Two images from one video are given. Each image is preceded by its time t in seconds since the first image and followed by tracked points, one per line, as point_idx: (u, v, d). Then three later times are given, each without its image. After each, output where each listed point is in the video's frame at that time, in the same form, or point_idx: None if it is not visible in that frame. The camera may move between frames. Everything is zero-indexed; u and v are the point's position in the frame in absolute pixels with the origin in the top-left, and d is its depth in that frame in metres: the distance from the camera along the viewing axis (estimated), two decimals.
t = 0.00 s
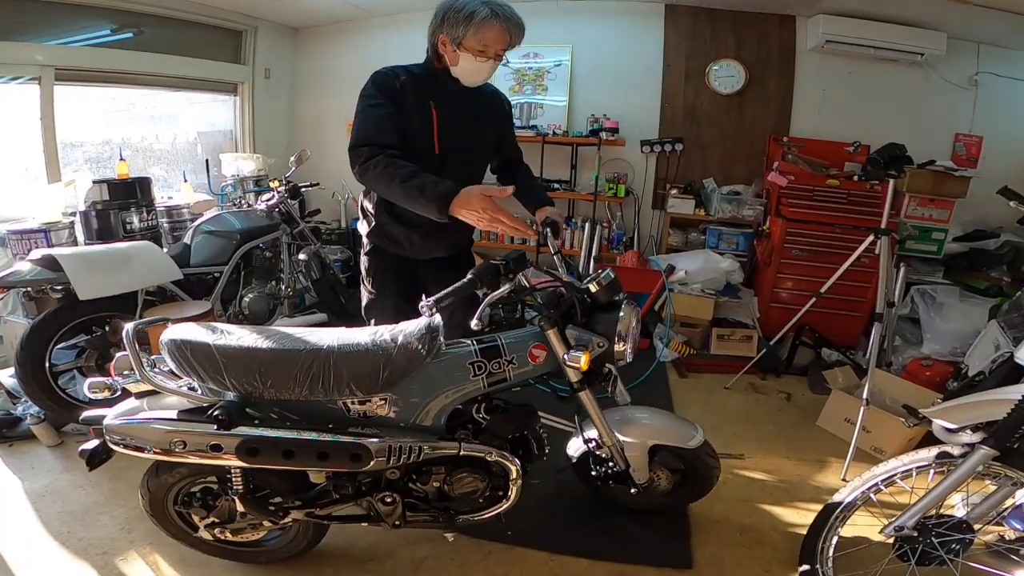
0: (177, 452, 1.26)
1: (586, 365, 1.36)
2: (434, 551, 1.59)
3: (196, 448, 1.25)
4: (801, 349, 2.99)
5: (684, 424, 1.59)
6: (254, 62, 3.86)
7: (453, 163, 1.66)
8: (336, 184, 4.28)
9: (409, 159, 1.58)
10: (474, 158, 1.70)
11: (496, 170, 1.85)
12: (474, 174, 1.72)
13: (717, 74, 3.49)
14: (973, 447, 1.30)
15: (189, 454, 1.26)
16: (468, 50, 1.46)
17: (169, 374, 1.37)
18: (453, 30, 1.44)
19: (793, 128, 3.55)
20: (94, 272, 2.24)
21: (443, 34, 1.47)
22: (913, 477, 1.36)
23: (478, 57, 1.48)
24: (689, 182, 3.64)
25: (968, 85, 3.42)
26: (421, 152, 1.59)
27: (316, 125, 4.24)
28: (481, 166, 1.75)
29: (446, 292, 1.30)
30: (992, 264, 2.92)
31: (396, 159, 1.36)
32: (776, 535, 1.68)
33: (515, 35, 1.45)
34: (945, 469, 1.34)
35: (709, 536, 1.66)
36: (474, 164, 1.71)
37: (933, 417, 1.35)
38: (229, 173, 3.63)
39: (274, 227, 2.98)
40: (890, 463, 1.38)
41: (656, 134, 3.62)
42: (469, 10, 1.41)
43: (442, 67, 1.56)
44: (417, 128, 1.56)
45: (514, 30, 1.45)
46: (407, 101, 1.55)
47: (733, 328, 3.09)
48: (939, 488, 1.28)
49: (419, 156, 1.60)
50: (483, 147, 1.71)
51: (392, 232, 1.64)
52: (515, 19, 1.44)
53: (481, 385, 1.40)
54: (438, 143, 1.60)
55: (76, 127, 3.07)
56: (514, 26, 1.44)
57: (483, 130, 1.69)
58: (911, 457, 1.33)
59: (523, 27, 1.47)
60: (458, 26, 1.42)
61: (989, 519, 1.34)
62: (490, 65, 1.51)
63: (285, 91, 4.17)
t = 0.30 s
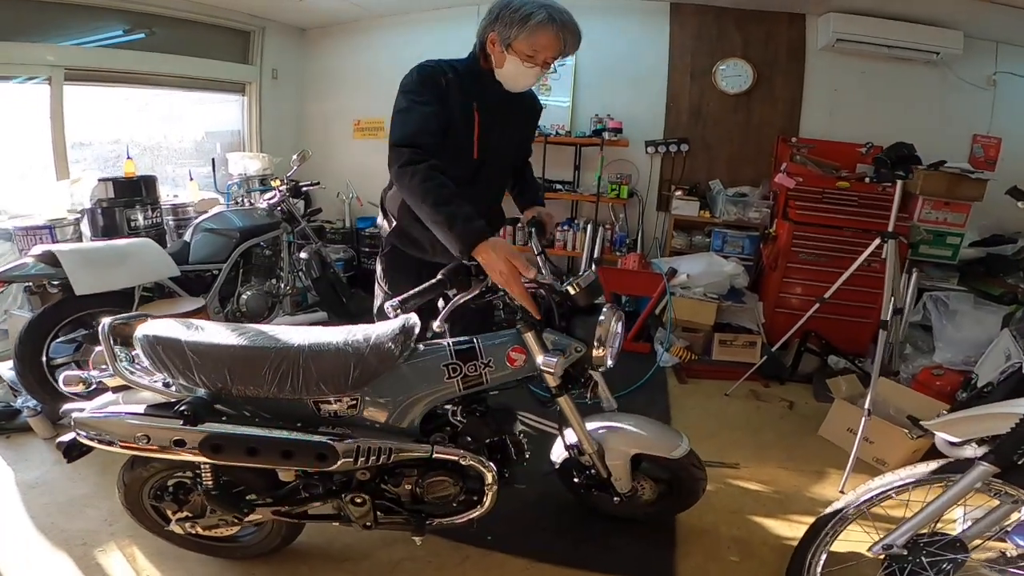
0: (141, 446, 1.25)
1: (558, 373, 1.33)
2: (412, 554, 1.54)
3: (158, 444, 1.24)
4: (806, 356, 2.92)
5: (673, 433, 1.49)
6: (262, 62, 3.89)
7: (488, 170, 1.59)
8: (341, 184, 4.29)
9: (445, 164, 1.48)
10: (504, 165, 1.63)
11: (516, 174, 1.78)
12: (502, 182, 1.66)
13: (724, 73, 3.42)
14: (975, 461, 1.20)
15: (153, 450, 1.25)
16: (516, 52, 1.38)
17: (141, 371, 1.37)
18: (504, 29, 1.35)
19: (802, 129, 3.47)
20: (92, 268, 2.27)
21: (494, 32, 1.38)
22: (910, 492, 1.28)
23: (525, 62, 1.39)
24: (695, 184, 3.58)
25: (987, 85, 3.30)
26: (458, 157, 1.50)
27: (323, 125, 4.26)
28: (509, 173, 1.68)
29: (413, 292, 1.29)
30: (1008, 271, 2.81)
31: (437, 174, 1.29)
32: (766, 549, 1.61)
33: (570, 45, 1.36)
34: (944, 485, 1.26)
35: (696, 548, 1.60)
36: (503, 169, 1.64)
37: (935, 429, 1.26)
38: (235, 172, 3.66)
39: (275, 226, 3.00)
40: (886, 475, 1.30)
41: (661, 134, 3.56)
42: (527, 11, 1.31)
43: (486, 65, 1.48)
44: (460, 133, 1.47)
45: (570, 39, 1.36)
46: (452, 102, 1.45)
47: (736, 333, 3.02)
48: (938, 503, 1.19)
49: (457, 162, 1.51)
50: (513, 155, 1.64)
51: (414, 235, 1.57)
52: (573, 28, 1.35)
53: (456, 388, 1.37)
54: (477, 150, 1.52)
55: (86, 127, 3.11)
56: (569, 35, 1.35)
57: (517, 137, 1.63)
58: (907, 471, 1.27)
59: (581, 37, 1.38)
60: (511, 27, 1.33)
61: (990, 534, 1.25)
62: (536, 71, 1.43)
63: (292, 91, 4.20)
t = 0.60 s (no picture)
0: (110, 433, 1.24)
1: (542, 377, 1.21)
2: (390, 556, 1.49)
3: (126, 431, 1.22)
4: (834, 368, 2.73)
5: (672, 448, 1.36)
6: (288, 59, 3.94)
7: (518, 179, 1.46)
8: (363, 180, 4.31)
9: (466, 170, 1.34)
10: (532, 170, 1.51)
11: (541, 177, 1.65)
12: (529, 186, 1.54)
13: (753, 70, 3.26)
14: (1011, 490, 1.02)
15: (122, 437, 1.24)
16: (571, 64, 1.25)
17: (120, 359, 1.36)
18: (566, 38, 1.21)
19: (836, 128, 3.27)
20: (107, 257, 2.33)
21: (552, 37, 1.25)
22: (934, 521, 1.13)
23: (579, 77, 1.27)
24: (722, 184, 3.42)
25: None
26: (490, 164, 1.36)
27: (346, 122, 4.28)
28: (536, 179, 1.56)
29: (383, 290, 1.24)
30: None
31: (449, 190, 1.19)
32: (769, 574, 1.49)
33: (633, 69, 1.25)
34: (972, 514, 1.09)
35: (692, 568, 1.49)
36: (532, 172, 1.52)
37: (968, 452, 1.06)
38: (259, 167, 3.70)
39: (290, 219, 3.02)
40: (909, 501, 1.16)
41: (686, 133, 3.43)
42: (596, 25, 1.18)
43: (535, 69, 1.34)
44: (494, 141, 1.34)
45: (634, 63, 1.24)
46: (487, 105, 1.31)
47: (758, 342, 2.81)
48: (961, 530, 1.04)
49: (489, 169, 1.37)
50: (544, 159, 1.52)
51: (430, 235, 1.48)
52: (641, 50, 1.23)
53: (437, 389, 1.31)
54: (509, 159, 1.39)
55: (116, 122, 3.19)
56: (635, 58, 1.23)
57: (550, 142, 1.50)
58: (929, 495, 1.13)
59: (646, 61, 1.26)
60: (575, 38, 1.20)
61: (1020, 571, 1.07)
62: (587, 89, 1.31)
63: (317, 87, 4.24)
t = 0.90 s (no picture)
0: (86, 423, 1.25)
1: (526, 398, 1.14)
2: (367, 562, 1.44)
3: (101, 422, 1.24)
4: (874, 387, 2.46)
5: (668, 473, 1.23)
6: (322, 58, 4.00)
7: (532, 190, 1.33)
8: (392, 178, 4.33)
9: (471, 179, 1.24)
10: (547, 177, 1.35)
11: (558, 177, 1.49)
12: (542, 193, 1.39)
13: (795, 66, 3.04)
14: None
15: (96, 427, 1.25)
16: (604, 80, 1.08)
17: (110, 351, 1.38)
18: (603, 49, 1.04)
19: (888, 128, 3.02)
20: (133, 249, 2.40)
21: (588, 45, 1.07)
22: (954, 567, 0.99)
23: (610, 95, 1.10)
24: (760, 187, 3.22)
25: None
26: (496, 177, 1.23)
27: (377, 119, 4.31)
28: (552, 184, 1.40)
29: (349, 291, 1.19)
30: None
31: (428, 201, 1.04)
32: None
33: (674, 95, 1.08)
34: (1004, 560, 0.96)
35: None
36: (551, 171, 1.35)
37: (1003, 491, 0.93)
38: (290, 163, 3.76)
39: (314, 215, 3.03)
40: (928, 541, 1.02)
41: (721, 132, 3.25)
42: (643, 39, 1.01)
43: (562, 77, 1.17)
44: (504, 148, 1.19)
45: (677, 90, 1.07)
46: (500, 113, 1.14)
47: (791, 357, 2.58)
48: None
49: (493, 182, 1.25)
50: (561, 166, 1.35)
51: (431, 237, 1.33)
52: (688, 76, 1.06)
53: (416, 396, 1.25)
54: (520, 172, 1.25)
55: (155, 119, 3.30)
56: (681, 82, 1.06)
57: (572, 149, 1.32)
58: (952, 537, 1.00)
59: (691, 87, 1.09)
60: (616, 51, 1.02)
61: None
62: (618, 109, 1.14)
63: (349, 86, 4.28)
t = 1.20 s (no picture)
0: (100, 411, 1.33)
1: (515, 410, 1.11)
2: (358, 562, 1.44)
3: (113, 409, 1.31)
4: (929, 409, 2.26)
5: (663, 494, 1.16)
6: (366, 65, 4.12)
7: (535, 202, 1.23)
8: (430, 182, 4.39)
9: (472, 191, 1.14)
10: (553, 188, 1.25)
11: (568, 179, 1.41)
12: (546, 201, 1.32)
13: (848, 65, 2.84)
14: None
15: (108, 414, 1.32)
16: (612, 90, 0.94)
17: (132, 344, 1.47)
18: (611, 55, 0.90)
19: (953, 130, 2.76)
20: (177, 246, 2.54)
21: (597, 50, 0.93)
22: None
23: (619, 108, 0.96)
24: (809, 192, 3.03)
25: None
26: (497, 191, 1.13)
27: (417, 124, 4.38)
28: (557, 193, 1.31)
29: (333, 295, 1.17)
30: None
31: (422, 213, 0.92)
32: None
33: (691, 110, 0.94)
34: None
35: None
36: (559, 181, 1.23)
37: None
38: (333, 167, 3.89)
39: (351, 217, 3.10)
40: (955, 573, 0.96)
41: (766, 134, 3.07)
42: (655, 46, 0.87)
43: (569, 87, 1.03)
44: (505, 160, 1.07)
45: (695, 104, 0.93)
46: (501, 122, 1.01)
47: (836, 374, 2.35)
48: None
49: (492, 196, 1.15)
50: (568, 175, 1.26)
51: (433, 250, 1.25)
52: (708, 88, 0.92)
53: (407, 399, 1.24)
54: (522, 186, 1.14)
55: (208, 123, 3.49)
56: (699, 95, 0.92)
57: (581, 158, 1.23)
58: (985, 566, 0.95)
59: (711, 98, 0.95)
60: (625, 60, 0.88)
61: None
62: (628, 123, 1.01)
63: (391, 91, 4.38)
